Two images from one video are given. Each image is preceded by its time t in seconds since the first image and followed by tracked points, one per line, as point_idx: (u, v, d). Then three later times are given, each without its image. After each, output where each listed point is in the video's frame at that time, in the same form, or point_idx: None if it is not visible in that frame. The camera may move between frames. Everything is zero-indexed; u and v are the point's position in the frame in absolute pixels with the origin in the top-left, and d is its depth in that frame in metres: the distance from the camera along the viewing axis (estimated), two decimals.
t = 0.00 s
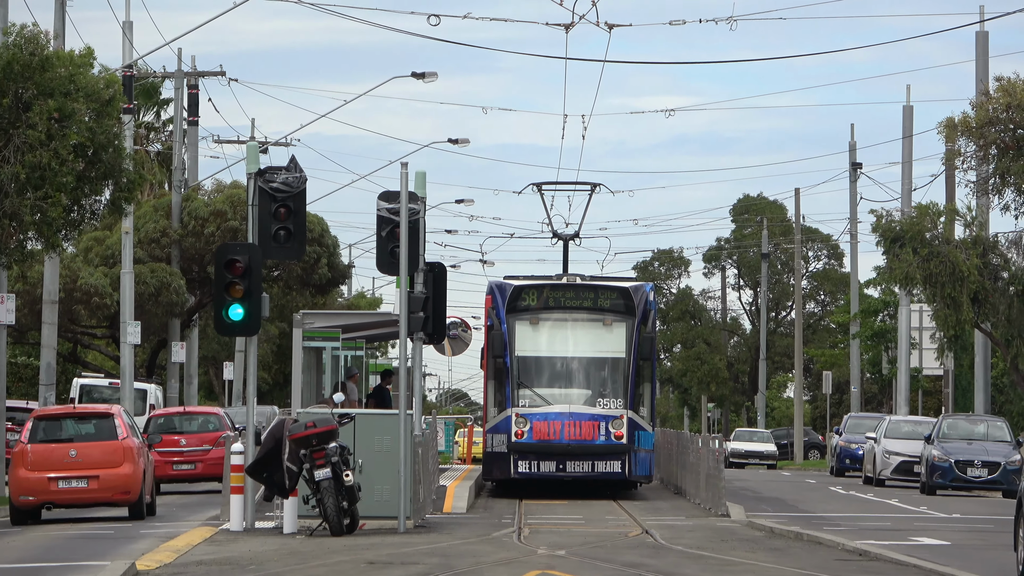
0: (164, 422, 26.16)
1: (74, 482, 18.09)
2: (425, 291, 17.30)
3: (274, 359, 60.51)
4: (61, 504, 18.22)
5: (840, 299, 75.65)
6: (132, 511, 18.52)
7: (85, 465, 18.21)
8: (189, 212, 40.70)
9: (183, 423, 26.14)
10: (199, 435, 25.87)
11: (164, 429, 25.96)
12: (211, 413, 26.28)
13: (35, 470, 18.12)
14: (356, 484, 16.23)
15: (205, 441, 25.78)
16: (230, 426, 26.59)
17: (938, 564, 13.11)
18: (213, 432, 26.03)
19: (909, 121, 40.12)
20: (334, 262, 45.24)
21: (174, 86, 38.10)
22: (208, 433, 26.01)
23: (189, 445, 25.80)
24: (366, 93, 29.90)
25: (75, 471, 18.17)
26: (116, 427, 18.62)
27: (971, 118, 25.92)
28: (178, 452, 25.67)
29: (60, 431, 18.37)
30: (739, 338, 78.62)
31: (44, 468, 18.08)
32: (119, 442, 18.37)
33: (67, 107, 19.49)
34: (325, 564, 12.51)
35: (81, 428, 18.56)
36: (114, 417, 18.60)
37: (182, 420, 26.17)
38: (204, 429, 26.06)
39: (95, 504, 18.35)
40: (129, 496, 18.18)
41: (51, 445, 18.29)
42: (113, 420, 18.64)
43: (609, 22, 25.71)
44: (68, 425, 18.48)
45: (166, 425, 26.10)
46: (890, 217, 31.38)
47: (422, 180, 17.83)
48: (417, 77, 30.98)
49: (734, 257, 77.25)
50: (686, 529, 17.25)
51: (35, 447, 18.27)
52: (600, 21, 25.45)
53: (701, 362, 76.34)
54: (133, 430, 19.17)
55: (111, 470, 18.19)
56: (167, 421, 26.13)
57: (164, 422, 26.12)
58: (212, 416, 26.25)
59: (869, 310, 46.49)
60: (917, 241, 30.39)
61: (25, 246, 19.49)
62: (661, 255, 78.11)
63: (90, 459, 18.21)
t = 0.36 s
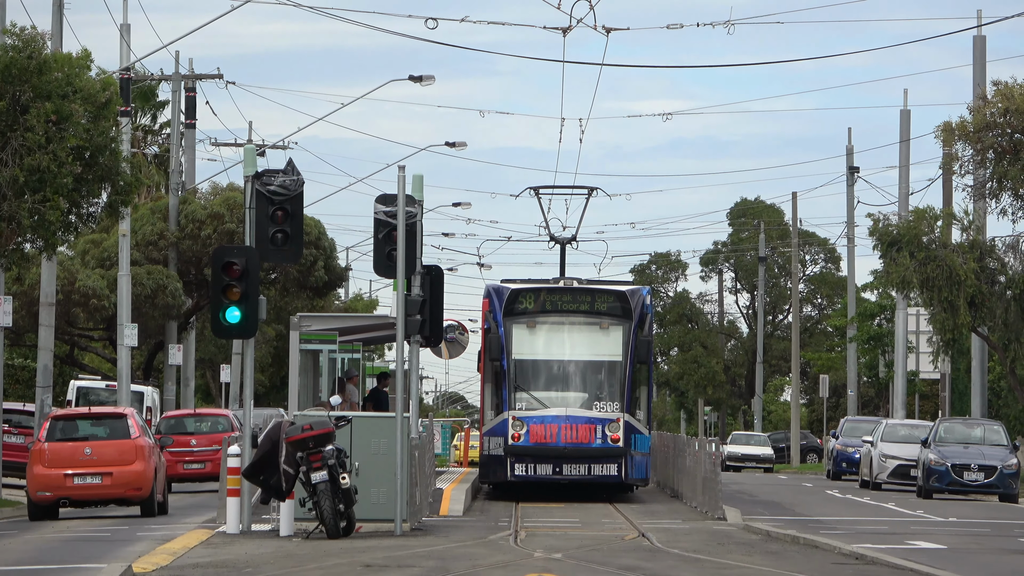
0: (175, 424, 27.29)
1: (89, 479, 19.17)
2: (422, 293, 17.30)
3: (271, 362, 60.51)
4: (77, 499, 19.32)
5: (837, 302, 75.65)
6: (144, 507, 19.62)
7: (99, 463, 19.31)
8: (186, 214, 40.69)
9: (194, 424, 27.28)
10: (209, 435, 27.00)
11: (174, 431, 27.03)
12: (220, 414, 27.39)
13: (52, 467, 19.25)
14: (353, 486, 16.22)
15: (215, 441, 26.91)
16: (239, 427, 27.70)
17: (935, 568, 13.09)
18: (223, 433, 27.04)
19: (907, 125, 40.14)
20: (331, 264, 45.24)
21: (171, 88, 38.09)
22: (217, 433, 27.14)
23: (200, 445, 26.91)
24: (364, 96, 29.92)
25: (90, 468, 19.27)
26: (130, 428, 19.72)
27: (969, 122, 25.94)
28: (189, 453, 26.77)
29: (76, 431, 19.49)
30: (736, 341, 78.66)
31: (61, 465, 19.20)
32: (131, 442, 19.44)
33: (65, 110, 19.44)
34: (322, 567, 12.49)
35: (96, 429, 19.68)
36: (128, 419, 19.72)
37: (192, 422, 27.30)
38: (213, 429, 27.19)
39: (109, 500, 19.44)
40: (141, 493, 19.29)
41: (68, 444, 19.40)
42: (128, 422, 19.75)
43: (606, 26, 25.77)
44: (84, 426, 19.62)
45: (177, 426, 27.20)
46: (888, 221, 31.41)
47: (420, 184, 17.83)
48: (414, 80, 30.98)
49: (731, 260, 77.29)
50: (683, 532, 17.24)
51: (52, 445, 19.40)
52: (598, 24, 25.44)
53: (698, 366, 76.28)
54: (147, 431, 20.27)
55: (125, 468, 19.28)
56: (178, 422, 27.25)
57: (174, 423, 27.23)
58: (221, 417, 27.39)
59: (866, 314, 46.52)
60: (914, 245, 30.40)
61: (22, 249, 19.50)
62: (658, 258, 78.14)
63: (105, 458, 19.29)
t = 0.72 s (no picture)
0: (189, 426, 29.23)
1: (109, 480, 20.24)
2: (422, 295, 17.31)
3: (271, 364, 60.54)
4: (97, 499, 20.38)
5: (837, 303, 75.63)
6: (161, 507, 20.68)
7: (119, 465, 20.38)
8: (185, 217, 40.70)
9: (206, 427, 29.22)
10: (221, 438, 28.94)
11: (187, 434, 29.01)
12: (230, 418, 29.31)
13: (73, 470, 20.30)
14: (353, 489, 16.20)
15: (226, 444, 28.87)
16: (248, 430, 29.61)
17: (935, 569, 13.08)
18: (233, 436, 29.17)
19: (906, 125, 40.16)
20: (331, 267, 45.23)
21: (170, 91, 38.11)
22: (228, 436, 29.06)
23: (212, 447, 28.90)
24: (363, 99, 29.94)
25: (109, 470, 20.34)
26: (147, 432, 20.82)
27: (968, 123, 25.95)
28: (202, 455, 28.73)
29: (97, 435, 20.60)
30: (736, 342, 78.72)
31: (82, 467, 20.26)
32: (149, 444, 20.53)
33: (65, 113, 19.43)
34: (321, 570, 12.46)
35: (116, 433, 20.76)
36: (145, 423, 20.81)
37: (204, 426, 29.21)
38: (224, 432, 29.11)
39: (127, 500, 20.51)
40: (158, 493, 20.35)
41: (89, 447, 20.47)
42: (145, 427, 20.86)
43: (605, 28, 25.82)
44: (104, 430, 20.71)
45: (190, 429, 29.14)
46: (887, 222, 31.44)
47: (419, 186, 17.83)
48: (413, 82, 31.00)
49: (731, 262, 77.35)
50: (684, 534, 17.22)
51: (74, 448, 20.46)
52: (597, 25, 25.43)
53: (698, 367, 76.23)
54: (164, 436, 21.38)
55: (143, 470, 20.36)
56: (191, 425, 29.19)
57: (187, 426, 29.17)
58: (232, 420, 29.35)
59: (866, 315, 46.54)
60: (913, 246, 30.41)
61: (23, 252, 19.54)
62: (658, 260, 78.16)
63: (124, 460, 20.37)
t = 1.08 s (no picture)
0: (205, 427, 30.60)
1: (131, 480, 21.42)
2: (424, 296, 17.32)
3: (274, 365, 60.59)
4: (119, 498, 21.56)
5: (839, 304, 75.63)
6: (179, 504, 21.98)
7: (140, 465, 21.57)
8: (186, 219, 40.72)
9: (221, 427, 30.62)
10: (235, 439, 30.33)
11: (207, 433, 30.89)
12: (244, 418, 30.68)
13: (97, 470, 21.44)
14: (356, 489, 16.22)
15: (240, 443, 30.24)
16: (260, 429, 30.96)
17: (937, 569, 13.10)
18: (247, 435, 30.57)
19: (908, 126, 40.15)
20: (332, 268, 45.26)
21: (172, 92, 38.13)
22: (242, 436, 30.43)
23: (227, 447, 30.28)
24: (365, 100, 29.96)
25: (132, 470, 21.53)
26: (167, 433, 22.05)
27: (970, 123, 25.94)
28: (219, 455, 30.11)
29: (119, 436, 21.76)
30: (738, 343, 78.72)
31: (105, 468, 21.39)
32: (169, 445, 21.75)
33: (66, 115, 19.44)
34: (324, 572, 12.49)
35: (136, 434, 21.94)
36: (164, 425, 22.02)
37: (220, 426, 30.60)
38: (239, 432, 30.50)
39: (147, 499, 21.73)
40: (177, 492, 21.61)
41: (111, 449, 21.61)
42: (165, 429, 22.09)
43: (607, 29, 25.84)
44: (126, 431, 21.89)
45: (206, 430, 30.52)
46: (889, 222, 31.47)
47: (421, 187, 17.83)
48: (415, 83, 31.01)
49: (733, 263, 77.38)
50: (686, 534, 17.24)
51: (97, 449, 21.57)
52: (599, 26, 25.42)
53: (700, 368, 76.20)
54: (180, 435, 22.62)
55: (163, 470, 21.59)
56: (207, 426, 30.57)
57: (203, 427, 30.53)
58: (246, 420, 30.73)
59: (868, 315, 46.55)
60: (915, 246, 30.42)
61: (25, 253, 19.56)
62: (660, 261, 78.16)
63: (145, 461, 21.56)
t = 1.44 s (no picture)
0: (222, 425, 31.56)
1: (151, 477, 22.73)
2: (426, 297, 17.31)
3: (276, 365, 60.63)
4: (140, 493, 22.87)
5: (841, 304, 75.61)
6: (195, 499, 23.34)
7: (160, 462, 22.86)
8: (189, 218, 40.73)
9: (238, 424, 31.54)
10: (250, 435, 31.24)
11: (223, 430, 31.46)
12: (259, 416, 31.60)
13: (119, 466, 22.76)
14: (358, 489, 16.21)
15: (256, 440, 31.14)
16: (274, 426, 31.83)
17: (939, 570, 13.11)
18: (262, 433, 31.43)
19: (910, 127, 40.15)
20: (335, 268, 45.28)
21: (174, 92, 38.14)
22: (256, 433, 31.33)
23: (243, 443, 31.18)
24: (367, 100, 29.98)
25: (152, 467, 22.83)
26: (184, 432, 23.34)
27: (972, 124, 25.92)
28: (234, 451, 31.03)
29: (140, 435, 23.04)
30: (740, 343, 78.74)
31: (128, 465, 22.68)
32: (186, 444, 23.00)
33: (69, 115, 19.45)
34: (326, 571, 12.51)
35: (156, 432, 23.20)
36: (183, 424, 23.25)
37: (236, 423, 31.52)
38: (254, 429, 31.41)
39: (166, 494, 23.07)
40: (195, 487, 22.95)
41: (132, 446, 22.88)
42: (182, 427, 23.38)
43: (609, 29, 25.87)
44: (146, 430, 23.17)
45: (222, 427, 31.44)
46: (891, 223, 31.49)
47: (423, 187, 17.83)
48: (417, 83, 31.01)
49: (735, 263, 77.36)
50: (688, 535, 17.26)
51: (119, 447, 22.83)
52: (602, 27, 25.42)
53: (702, 368, 76.21)
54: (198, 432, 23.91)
55: (181, 467, 22.92)
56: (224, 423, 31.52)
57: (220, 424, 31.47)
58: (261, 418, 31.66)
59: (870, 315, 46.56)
60: (917, 247, 30.41)
61: (27, 253, 19.58)
62: (662, 261, 78.12)
63: (165, 458, 22.85)
